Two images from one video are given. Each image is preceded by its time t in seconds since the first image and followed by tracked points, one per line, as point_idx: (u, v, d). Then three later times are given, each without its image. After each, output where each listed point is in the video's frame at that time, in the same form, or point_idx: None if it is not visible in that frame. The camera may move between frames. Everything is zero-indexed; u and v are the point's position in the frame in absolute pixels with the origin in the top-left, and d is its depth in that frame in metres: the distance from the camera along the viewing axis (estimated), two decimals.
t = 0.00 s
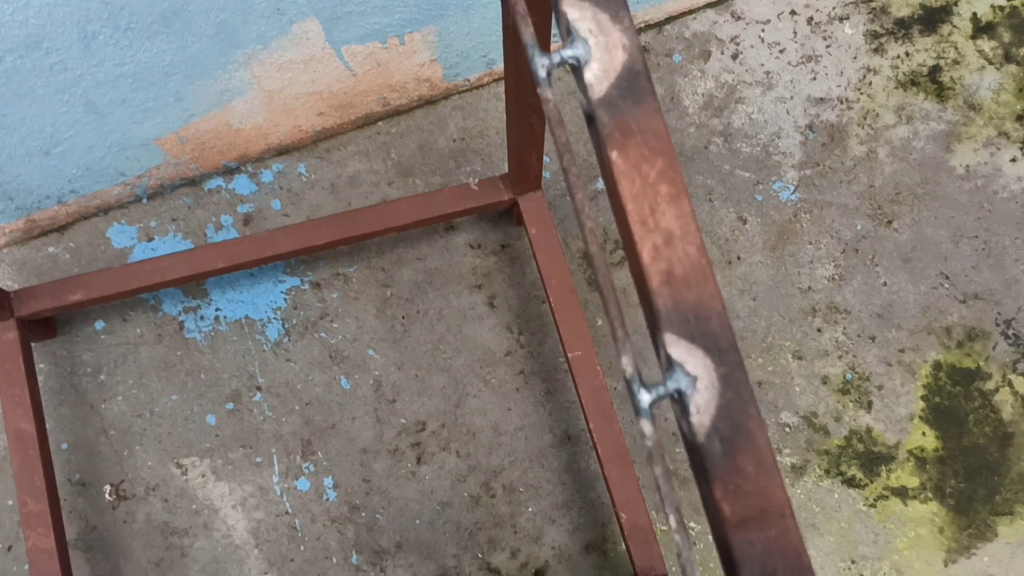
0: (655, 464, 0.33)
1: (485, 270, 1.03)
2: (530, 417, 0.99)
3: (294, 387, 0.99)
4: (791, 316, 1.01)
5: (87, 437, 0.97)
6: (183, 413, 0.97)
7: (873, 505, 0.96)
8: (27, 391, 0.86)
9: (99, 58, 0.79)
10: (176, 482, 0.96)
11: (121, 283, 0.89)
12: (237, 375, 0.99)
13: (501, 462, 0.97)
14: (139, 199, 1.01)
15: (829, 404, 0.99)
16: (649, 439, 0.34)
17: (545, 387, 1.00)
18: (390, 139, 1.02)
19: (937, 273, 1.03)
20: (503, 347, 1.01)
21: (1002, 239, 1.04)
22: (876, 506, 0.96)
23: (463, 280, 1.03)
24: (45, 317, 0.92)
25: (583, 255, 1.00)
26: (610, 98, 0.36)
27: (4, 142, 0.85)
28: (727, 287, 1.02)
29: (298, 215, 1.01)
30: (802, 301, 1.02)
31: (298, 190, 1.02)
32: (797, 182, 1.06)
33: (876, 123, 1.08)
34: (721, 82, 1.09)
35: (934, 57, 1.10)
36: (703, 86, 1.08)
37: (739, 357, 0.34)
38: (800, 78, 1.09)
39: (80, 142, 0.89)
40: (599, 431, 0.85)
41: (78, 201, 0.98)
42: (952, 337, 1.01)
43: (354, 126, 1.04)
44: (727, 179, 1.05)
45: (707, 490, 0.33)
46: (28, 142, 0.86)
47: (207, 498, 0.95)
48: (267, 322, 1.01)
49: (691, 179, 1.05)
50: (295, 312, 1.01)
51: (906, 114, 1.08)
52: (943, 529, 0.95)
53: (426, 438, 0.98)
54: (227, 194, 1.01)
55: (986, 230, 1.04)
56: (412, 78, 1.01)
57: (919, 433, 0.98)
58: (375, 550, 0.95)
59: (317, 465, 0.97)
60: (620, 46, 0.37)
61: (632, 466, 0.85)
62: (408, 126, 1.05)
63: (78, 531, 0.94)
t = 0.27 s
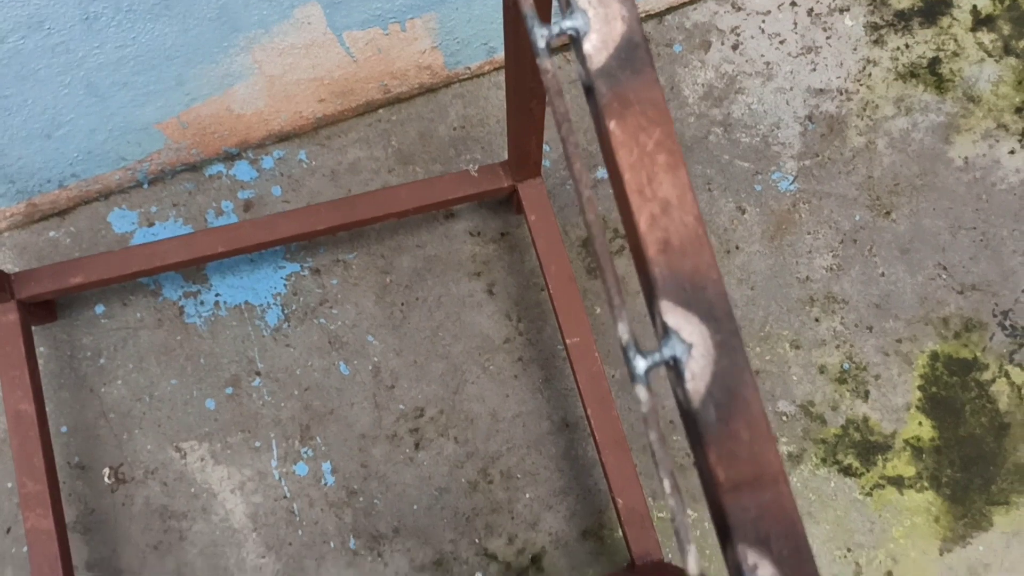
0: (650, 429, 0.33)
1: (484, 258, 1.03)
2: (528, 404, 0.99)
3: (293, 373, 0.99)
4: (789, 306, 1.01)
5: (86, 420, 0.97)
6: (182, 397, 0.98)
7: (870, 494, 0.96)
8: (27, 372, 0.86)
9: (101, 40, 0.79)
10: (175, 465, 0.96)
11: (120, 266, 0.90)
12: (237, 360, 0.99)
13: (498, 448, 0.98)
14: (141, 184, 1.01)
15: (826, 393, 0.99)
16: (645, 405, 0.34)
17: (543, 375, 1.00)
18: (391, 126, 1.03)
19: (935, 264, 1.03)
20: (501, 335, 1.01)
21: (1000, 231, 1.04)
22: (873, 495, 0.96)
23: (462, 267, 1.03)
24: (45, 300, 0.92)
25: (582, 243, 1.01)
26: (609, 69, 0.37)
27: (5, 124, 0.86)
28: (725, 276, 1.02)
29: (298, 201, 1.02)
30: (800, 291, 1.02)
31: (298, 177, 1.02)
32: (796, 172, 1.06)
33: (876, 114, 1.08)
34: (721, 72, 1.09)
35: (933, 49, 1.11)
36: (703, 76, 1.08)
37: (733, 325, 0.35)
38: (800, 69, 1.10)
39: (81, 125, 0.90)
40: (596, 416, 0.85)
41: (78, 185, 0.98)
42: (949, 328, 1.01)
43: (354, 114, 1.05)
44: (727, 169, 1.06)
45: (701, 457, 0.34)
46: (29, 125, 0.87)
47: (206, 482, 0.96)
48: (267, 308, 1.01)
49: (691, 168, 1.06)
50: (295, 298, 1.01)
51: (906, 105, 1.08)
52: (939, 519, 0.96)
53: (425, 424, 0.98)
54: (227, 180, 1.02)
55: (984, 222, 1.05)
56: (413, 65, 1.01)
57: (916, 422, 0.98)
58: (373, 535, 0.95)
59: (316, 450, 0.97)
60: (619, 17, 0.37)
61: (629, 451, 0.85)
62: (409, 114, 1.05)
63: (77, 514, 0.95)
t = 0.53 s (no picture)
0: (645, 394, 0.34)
1: (484, 244, 1.03)
2: (527, 390, 0.99)
3: (292, 357, 0.99)
4: (788, 294, 1.02)
5: (85, 403, 0.97)
6: (181, 380, 0.98)
7: (867, 482, 0.97)
8: (28, 352, 0.86)
9: (103, 20, 0.79)
10: (173, 448, 0.96)
11: (120, 248, 0.90)
12: (236, 343, 0.99)
13: (497, 434, 0.98)
14: (141, 168, 1.01)
15: (824, 381, 0.99)
16: (641, 367, 0.36)
17: (542, 361, 1.00)
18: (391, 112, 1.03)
19: (934, 253, 1.03)
20: (500, 321, 1.01)
21: (998, 221, 1.05)
22: (870, 482, 0.97)
23: (462, 253, 1.03)
24: (45, 282, 0.93)
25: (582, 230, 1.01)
26: (609, 36, 0.38)
27: (7, 105, 0.86)
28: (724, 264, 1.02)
29: (298, 186, 1.02)
30: (798, 279, 1.02)
31: (299, 162, 1.03)
32: (796, 161, 1.06)
33: (876, 104, 1.08)
34: (721, 61, 1.09)
35: (934, 39, 1.11)
36: (704, 64, 1.08)
37: (729, 290, 0.36)
38: (801, 58, 1.10)
39: (83, 107, 0.90)
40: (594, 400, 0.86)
41: (79, 168, 0.98)
42: (947, 317, 1.01)
43: (355, 99, 1.05)
44: (726, 157, 1.06)
45: (697, 419, 0.36)
46: (30, 105, 0.87)
47: (204, 465, 0.96)
48: (267, 292, 1.01)
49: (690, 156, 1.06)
50: (294, 282, 1.01)
51: (906, 95, 1.08)
52: (935, 507, 0.96)
53: (423, 409, 0.98)
54: (227, 164, 1.02)
55: (983, 212, 1.05)
56: (414, 51, 1.01)
57: (913, 411, 0.98)
58: (371, 518, 0.96)
59: (314, 434, 0.97)
60: None
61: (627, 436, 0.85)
62: (409, 100, 1.06)
63: (76, 495, 0.95)
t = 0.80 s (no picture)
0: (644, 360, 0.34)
1: (485, 231, 1.04)
2: (526, 376, 1.00)
3: (292, 342, 0.99)
4: (787, 283, 1.02)
5: (85, 385, 0.97)
6: (181, 364, 0.98)
7: (865, 470, 0.97)
8: (29, 333, 0.86)
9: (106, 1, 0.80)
10: (173, 431, 0.96)
11: (121, 231, 0.90)
12: (236, 328, 0.99)
13: (496, 420, 0.98)
14: (143, 152, 1.01)
15: (823, 370, 0.99)
16: (641, 333, 0.39)
17: (541, 347, 1.00)
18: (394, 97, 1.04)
19: (933, 243, 1.03)
20: (500, 307, 1.01)
21: (998, 212, 1.05)
22: (868, 471, 0.97)
23: (462, 240, 1.03)
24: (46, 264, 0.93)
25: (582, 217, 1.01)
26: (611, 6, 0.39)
27: (9, 85, 0.86)
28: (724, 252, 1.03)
29: (299, 172, 1.02)
30: (798, 268, 1.02)
31: (301, 148, 1.03)
32: (796, 151, 1.06)
33: (877, 94, 1.08)
34: (723, 50, 1.09)
35: (935, 30, 1.11)
36: (705, 54, 1.08)
37: (728, 257, 0.38)
38: (801, 49, 1.10)
39: (85, 89, 0.90)
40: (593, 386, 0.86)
41: (80, 151, 0.98)
42: (947, 307, 1.02)
43: (357, 86, 1.04)
44: (727, 147, 1.06)
45: (696, 385, 0.38)
46: (33, 86, 0.87)
47: (204, 448, 0.96)
48: (267, 277, 1.01)
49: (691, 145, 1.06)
50: (295, 268, 1.02)
51: (907, 86, 1.09)
52: (933, 495, 0.96)
53: (423, 394, 0.98)
54: (229, 150, 1.02)
55: (982, 202, 1.05)
56: (416, 38, 1.01)
57: (912, 400, 0.99)
58: (369, 503, 0.96)
59: (314, 419, 0.97)
60: None
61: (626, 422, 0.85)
62: (412, 87, 1.05)
63: (75, 478, 0.95)
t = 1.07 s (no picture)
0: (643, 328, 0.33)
1: (484, 217, 1.03)
2: (525, 363, 0.99)
3: (289, 327, 0.99)
4: (787, 271, 1.01)
5: (81, 369, 0.97)
6: (178, 348, 0.97)
7: (864, 460, 0.97)
8: (24, 315, 0.86)
9: None
10: (169, 416, 0.96)
11: (119, 212, 0.89)
12: (234, 313, 0.99)
13: (494, 406, 0.98)
14: (141, 135, 1.00)
15: (823, 359, 0.99)
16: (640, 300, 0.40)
17: (540, 334, 1.00)
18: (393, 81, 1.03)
19: (935, 233, 1.03)
20: (499, 294, 1.01)
21: (1000, 202, 1.04)
22: (866, 460, 0.96)
23: (461, 226, 1.03)
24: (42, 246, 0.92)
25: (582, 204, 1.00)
26: None
27: (7, 64, 0.86)
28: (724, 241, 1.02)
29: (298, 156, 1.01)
30: (798, 257, 1.02)
31: (300, 132, 1.02)
32: (798, 139, 1.06)
33: (879, 83, 1.08)
34: (725, 38, 1.08)
35: (939, 19, 1.10)
36: (708, 41, 1.07)
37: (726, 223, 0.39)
38: (804, 37, 1.09)
39: (83, 70, 0.90)
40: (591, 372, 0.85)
41: (78, 133, 0.97)
42: (947, 297, 1.01)
43: (357, 71, 1.04)
44: (728, 135, 1.05)
45: (695, 352, 0.39)
46: (31, 65, 0.87)
47: (200, 433, 0.96)
48: (265, 262, 1.01)
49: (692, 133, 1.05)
50: (293, 253, 1.01)
51: (909, 75, 1.08)
52: (932, 485, 0.96)
53: (420, 380, 0.98)
54: (228, 133, 1.01)
55: (984, 192, 1.05)
56: (417, 22, 1.01)
57: (911, 389, 0.98)
58: (366, 489, 0.95)
59: (311, 404, 0.97)
60: None
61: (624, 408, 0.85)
62: (412, 73, 1.05)
63: (70, 461, 0.95)
